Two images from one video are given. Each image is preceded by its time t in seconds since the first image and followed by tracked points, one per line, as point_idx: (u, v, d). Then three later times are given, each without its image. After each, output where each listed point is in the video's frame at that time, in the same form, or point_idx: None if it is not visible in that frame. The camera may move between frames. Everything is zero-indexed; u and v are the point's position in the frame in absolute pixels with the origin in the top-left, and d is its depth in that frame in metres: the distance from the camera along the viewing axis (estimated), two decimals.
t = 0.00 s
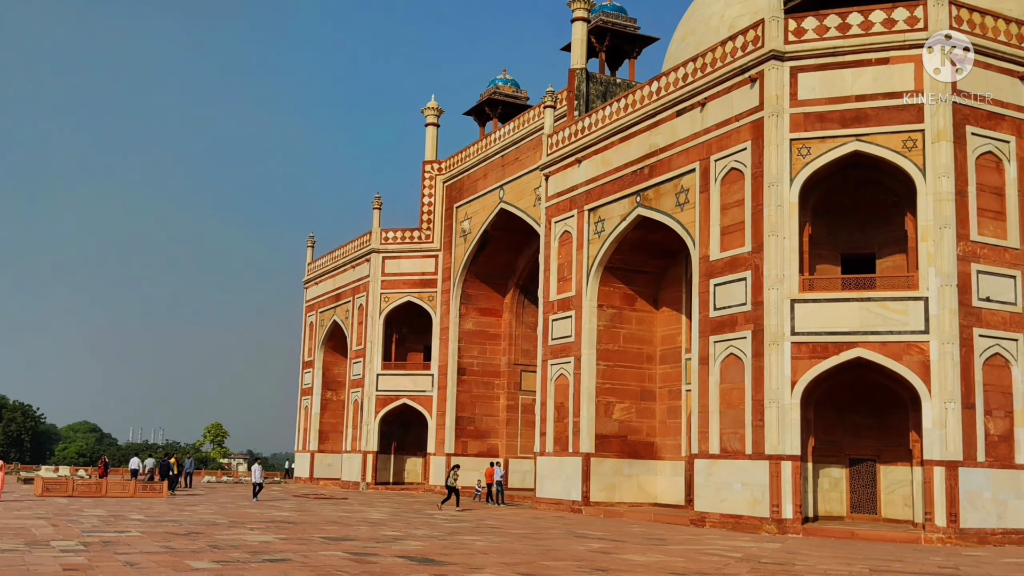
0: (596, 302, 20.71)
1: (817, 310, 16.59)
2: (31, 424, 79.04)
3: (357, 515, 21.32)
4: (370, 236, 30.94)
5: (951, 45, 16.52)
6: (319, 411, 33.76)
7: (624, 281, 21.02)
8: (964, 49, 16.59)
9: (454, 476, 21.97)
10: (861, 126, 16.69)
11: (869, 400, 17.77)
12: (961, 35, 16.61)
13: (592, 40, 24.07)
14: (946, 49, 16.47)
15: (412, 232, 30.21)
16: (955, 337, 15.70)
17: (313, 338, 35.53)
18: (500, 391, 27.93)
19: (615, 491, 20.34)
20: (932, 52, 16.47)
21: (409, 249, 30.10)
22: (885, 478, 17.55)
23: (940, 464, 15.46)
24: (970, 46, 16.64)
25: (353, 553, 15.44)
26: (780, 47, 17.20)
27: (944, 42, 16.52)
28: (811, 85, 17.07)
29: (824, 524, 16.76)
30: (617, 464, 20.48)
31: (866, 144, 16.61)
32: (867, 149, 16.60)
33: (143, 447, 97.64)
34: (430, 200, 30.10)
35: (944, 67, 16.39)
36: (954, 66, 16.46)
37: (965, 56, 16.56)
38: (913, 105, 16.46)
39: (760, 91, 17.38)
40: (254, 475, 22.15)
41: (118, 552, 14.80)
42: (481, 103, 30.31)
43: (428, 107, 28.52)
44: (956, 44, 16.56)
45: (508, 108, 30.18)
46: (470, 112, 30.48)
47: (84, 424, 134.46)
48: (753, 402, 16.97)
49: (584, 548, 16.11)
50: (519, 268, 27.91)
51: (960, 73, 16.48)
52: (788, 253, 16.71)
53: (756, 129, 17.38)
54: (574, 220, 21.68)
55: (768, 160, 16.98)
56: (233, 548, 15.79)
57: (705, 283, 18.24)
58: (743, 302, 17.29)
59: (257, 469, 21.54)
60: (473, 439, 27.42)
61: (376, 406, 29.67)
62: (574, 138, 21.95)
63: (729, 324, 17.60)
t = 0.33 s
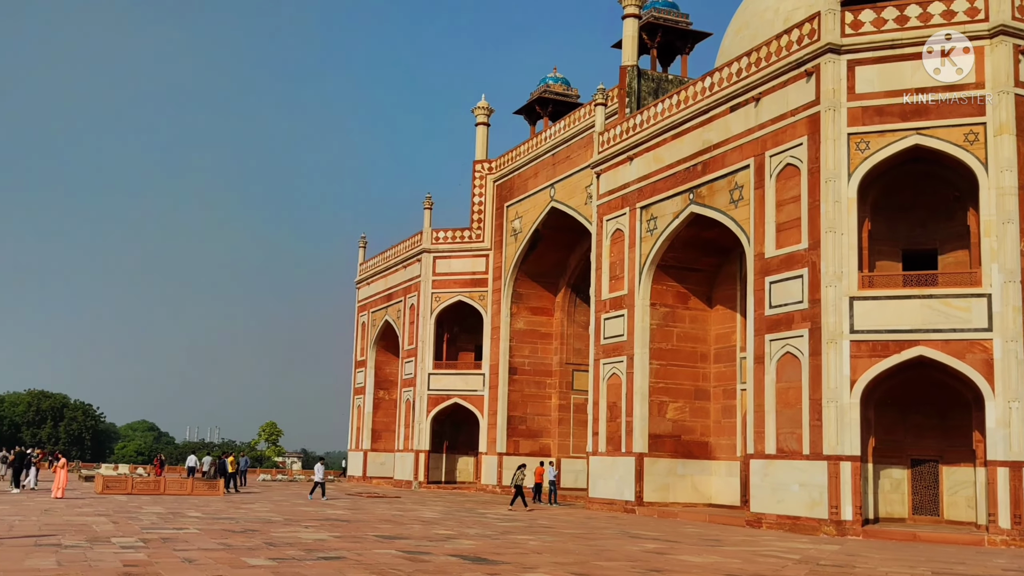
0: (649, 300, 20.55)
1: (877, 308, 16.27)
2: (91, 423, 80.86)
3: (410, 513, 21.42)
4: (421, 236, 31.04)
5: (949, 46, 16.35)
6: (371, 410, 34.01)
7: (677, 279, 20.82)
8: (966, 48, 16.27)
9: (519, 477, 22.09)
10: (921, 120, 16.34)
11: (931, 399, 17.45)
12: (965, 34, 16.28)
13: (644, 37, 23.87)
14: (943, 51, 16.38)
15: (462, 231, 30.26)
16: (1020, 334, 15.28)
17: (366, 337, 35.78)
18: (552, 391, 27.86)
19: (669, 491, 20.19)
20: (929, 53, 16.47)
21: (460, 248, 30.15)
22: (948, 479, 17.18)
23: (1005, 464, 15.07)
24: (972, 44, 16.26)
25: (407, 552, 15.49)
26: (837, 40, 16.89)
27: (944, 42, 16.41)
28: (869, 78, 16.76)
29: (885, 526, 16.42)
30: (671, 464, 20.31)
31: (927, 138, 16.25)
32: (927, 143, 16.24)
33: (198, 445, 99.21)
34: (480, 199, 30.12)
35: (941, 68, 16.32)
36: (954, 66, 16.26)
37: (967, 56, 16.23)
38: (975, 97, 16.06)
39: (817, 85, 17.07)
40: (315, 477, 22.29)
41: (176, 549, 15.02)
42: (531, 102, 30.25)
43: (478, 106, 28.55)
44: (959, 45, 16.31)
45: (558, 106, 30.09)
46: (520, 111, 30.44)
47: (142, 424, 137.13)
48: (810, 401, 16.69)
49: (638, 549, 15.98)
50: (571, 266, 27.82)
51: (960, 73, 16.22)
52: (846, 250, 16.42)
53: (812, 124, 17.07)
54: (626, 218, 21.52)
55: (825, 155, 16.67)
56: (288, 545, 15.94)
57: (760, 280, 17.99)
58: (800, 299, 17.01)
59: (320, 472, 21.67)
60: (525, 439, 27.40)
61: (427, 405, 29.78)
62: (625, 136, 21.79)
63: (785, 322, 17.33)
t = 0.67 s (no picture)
0: (696, 298, 20.36)
1: (932, 305, 15.95)
2: (142, 422, 82.09)
3: (456, 512, 21.44)
4: (465, 235, 31.08)
5: (949, 46, 16.31)
6: (417, 408, 34.14)
7: (725, 276, 20.60)
8: (965, 49, 16.26)
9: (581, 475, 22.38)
10: (975, 113, 16.01)
11: (986, 397, 17.10)
12: (964, 34, 16.27)
13: (690, 32, 23.65)
14: (943, 50, 16.32)
15: (507, 230, 30.24)
16: None
17: (411, 336, 35.90)
18: (598, 390, 27.74)
19: (718, 491, 19.99)
20: (928, 52, 16.35)
21: (505, 247, 30.13)
22: (1004, 479, 16.86)
23: None
24: (971, 44, 16.25)
25: (454, 550, 15.50)
26: (888, 32, 16.56)
27: (944, 41, 16.35)
28: (920, 71, 16.35)
29: (941, 527, 16.07)
30: (720, 464, 20.11)
31: (981, 131, 15.93)
32: (981, 137, 15.92)
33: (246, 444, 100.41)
34: (525, 198, 30.05)
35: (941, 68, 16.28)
36: (954, 66, 16.23)
37: (966, 56, 16.24)
38: None
39: (867, 79, 16.78)
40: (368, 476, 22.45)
41: (227, 546, 15.16)
42: (576, 100, 30.15)
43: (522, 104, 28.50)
44: (958, 44, 16.28)
45: (603, 103, 29.96)
46: (564, 108, 30.36)
47: (192, 423, 138.97)
48: (863, 400, 16.41)
49: (687, 548, 15.83)
50: (616, 264, 27.68)
51: (960, 73, 16.21)
52: (899, 246, 16.11)
53: (863, 118, 16.78)
54: (672, 215, 21.34)
55: (877, 149, 16.37)
56: (337, 544, 16.02)
57: (810, 277, 17.73)
58: (852, 296, 16.73)
59: (372, 470, 21.78)
60: (571, 438, 27.32)
61: (473, 404, 29.80)
62: (671, 132, 21.61)
63: (837, 320, 17.06)
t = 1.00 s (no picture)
0: (735, 295, 20.20)
1: (976, 301, 15.68)
2: (182, 421, 83.03)
3: (494, 511, 21.46)
4: (502, 233, 31.11)
5: (949, 45, 16.22)
6: (455, 407, 34.23)
7: (764, 274, 20.42)
8: (965, 49, 16.15)
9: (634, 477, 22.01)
10: (1020, 106, 15.72)
11: None
12: (1009, 26, 15.95)
13: (728, 27, 23.46)
14: (942, 50, 16.24)
15: (544, 228, 30.20)
16: None
17: (448, 335, 35.99)
18: (636, 388, 27.61)
19: (758, 490, 19.83)
20: (927, 52, 16.29)
21: (542, 245, 30.11)
22: None
23: None
24: (971, 45, 16.15)
25: (492, 549, 15.49)
26: (930, 26, 16.31)
27: (944, 41, 16.28)
28: (962, 65, 16.13)
29: (987, 527, 15.81)
30: (760, 462, 19.94)
31: None
32: None
33: (284, 442, 101.26)
34: (562, 196, 29.97)
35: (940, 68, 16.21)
36: (953, 66, 16.13)
37: (965, 56, 16.13)
38: None
39: (909, 73, 16.55)
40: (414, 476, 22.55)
41: (266, 544, 15.27)
42: (612, 97, 30.03)
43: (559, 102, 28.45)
44: (958, 44, 16.18)
45: (640, 100, 29.84)
46: (601, 106, 30.26)
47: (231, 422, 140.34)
48: (907, 398, 16.18)
49: (727, 548, 15.70)
50: (654, 262, 27.49)
51: (960, 73, 16.11)
52: (943, 242, 15.85)
53: (905, 112, 16.54)
54: (711, 212, 21.19)
55: (919, 144, 16.13)
56: (375, 542, 16.07)
57: (852, 274, 17.52)
58: (894, 293, 16.50)
59: (417, 470, 21.84)
60: (610, 436, 27.24)
61: (510, 402, 29.81)
62: (710, 128, 21.46)
63: (879, 317, 16.83)
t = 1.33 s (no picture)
0: (784, 291, 19.97)
1: None
2: (231, 419, 84.07)
3: (541, 509, 21.45)
4: (547, 231, 31.09)
5: (954, 45, 16.43)
6: (501, 405, 34.29)
7: (814, 269, 20.16)
8: (964, 49, 16.21)
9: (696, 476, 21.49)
10: None
11: None
12: None
13: (776, 20, 23.19)
14: (948, 50, 16.51)
15: (589, 225, 30.13)
16: None
17: (493, 333, 36.04)
18: (684, 386, 27.44)
19: (809, 488, 19.59)
20: (927, 53, 16.89)
21: (587, 242, 30.05)
22: None
23: None
24: (971, 44, 16.14)
25: (540, 547, 15.46)
26: (982, 16, 16.01)
27: (950, 41, 16.52)
28: (1016, 55, 15.82)
29: None
30: (811, 461, 19.70)
31: None
32: None
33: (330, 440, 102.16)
34: (607, 192, 29.83)
35: (944, 68, 16.52)
36: (954, 66, 16.34)
37: (966, 56, 16.17)
38: None
39: (961, 64, 16.24)
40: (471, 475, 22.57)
41: (316, 541, 15.39)
42: (658, 92, 29.86)
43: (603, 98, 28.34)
44: (960, 44, 16.35)
45: (685, 95, 29.64)
46: (647, 101, 30.09)
47: (279, 420, 141.98)
48: (961, 395, 15.89)
49: (778, 547, 15.50)
50: (701, 259, 27.25)
51: (960, 73, 16.21)
52: (998, 236, 15.54)
53: (958, 104, 16.22)
54: (759, 208, 20.97)
55: (973, 137, 15.81)
56: (423, 540, 16.13)
57: (904, 269, 17.21)
58: (948, 288, 16.20)
59: (474, 468, 21.88)
60: (657, 435, 27.12)
61: (557, 401, 29.78)
62: (757, 123, 21.23)
63: (933, 313, 16.54)
